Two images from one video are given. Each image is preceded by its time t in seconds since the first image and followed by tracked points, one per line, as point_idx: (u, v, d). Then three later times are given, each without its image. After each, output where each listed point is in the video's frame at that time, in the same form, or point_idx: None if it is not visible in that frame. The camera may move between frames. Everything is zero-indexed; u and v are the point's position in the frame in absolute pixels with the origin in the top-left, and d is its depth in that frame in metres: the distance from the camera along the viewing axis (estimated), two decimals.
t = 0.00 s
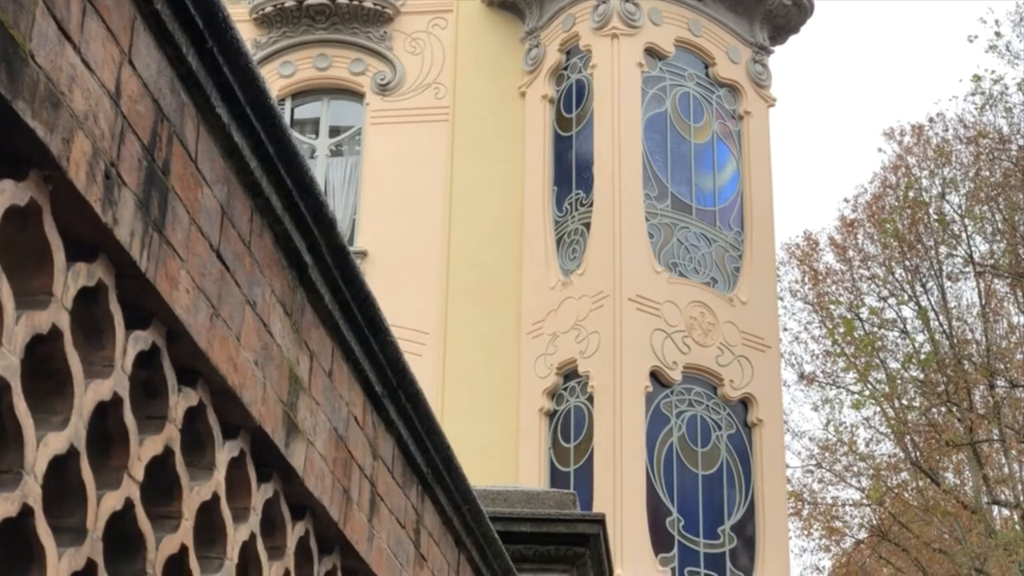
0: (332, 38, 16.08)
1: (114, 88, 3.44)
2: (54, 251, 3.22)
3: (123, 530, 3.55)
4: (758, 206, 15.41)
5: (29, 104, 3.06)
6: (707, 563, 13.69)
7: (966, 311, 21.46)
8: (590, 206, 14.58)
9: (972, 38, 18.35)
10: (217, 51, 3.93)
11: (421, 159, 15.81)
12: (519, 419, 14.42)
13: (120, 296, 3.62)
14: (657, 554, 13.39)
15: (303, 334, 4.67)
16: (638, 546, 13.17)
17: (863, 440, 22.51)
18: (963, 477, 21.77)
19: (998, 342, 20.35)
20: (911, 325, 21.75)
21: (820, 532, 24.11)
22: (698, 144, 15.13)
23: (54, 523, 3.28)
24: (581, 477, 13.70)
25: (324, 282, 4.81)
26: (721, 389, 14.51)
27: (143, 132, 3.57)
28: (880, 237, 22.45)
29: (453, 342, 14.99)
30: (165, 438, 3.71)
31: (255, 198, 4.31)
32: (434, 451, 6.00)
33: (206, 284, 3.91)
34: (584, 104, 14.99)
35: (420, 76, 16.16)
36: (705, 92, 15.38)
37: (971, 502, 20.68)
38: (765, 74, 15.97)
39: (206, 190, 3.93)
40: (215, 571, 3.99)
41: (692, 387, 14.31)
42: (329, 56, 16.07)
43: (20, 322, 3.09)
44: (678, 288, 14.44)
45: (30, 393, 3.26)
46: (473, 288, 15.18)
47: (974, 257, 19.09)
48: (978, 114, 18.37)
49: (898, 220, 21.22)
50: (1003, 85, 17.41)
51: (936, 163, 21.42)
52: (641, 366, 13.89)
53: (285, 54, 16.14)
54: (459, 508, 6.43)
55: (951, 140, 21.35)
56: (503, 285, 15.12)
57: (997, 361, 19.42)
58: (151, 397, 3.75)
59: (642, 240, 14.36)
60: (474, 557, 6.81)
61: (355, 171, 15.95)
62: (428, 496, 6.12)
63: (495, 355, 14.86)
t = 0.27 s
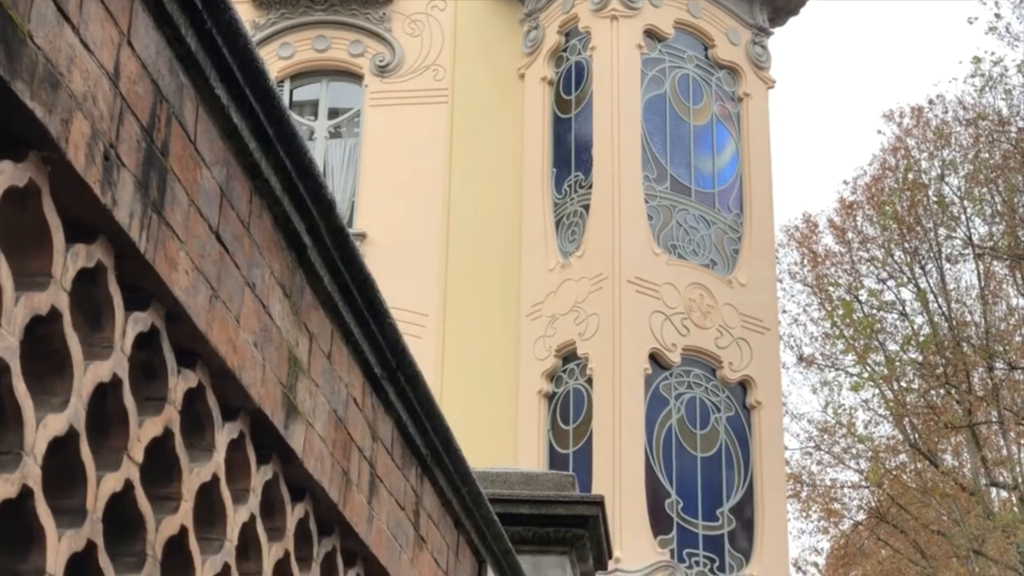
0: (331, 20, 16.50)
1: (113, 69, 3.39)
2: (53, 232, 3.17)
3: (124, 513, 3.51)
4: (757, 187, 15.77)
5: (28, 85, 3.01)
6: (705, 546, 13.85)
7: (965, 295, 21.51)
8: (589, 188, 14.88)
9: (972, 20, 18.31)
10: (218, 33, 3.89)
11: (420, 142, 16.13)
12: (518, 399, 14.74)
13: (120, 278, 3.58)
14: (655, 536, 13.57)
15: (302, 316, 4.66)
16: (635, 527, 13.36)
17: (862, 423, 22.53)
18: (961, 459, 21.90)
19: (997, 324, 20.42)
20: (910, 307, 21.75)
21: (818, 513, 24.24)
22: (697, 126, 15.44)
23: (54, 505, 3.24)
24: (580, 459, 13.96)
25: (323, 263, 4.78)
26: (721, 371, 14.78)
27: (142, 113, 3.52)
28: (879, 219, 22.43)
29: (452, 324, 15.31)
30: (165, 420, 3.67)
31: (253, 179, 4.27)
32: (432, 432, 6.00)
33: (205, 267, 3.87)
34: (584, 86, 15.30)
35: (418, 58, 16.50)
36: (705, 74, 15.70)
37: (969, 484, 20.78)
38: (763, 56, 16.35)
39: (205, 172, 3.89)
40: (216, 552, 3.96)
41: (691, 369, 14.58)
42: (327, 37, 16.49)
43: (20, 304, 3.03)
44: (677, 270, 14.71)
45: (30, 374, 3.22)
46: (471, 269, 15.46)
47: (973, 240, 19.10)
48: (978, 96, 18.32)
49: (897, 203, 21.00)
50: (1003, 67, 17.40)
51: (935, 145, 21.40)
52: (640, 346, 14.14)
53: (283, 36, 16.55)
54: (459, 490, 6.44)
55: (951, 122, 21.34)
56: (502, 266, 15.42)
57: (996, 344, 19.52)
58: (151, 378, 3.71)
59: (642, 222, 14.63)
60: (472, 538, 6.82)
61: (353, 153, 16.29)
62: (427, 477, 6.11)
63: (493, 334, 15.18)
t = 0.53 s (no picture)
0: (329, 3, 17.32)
1: (112, 52, 3.36)
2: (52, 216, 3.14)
3: (124, 495, 3.49)
4: (755, 168, 16.49)
5: (27, 68, 2.97)
6: (704, 529, 14.66)
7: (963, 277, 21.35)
8: (587, 171, 15.61)
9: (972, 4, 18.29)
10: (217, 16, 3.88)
11: (418, 125, 16.88)
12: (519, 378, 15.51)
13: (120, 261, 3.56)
14: (655, 520, 14.33)
15: (302, 299, 4.64)
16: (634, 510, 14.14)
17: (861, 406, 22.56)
18: (960, 442, 22.00)
19: (995, 307, 20.45)
20: (909, 291, 21.76)
21: (817, 496, 24.34)
22: (696, 109, 16.18)
23: (54, 488, 3.22)
24: (579, 440, 14.72)
25: (321, 246, 4.77)
26: (719, 354, 15.57)
27: (141, 95, 3.49)
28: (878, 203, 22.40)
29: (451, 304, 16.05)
30: (165, 403, 3.66)
31: (252, 162, 4.25)
32: (431, 415, 6.01)
33: (204, 249, 3.85)
34: (582, 69, 16.08)
35: (417, 41, 17.22)
36: (703, 57, 16.46)
37: (968, 466, 20.88)
38: (762, 39, 17.11)
39: (204, 154, 3.86)
40: (215, 535, 3.95)
41: (690, 351, 15.35)
42: (326, 20, 17.32)
43: (20, 287, 3.01)
44: (676, 253, 15.48)
45: (29, 357, 3.19)
46: (470, 250, 16.21)
47: (972, 223, 19.10)
48: (977, 79, 18.29)
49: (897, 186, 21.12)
50: (1002, 51, 17.38)
51: (935, 129, 21.37)
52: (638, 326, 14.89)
53: (283, 20, 17.40)
54: (459, 472, 6.46)
55: (950, 105, 21.33)
56: (501, 246, 16.19)
57: (995, 327, 19.46)
58: (151, 361, 3.69)
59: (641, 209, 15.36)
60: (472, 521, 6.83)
61: (352, 135, 17.10)
62: (426, 460, 6.11)
63: (492, 312, 15.94)
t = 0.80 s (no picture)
0: None
1: (108, 33, 3.34)
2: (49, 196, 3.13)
3: (121, 476, 3.47)
4: (752, 152, 16.65)
5: (23, 47, 2.96)
6: (699, 510, 14.83)
7: (959, 260, 21.42)
8: (584, 152, 15.68)
9: None
10: None
11: (414, 108, 17.10)
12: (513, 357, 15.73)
13: (117, 244, 3.54)
14: (650, 501, 14.52)
15: (299, 281, 4.64)
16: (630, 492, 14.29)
17: (856, 387, 22.61)
18: (955, 424, 22.10)
19: (991, 290, 20.50)
20: (905, 273, 21.80)
21: (812, 479, 24.37)
22: (693, 91, 16.30)
23: (52, 468, 3.20)
24: (575, 422, 14.88)
25: (318, 226, 4.76)
26: (715, 336, 15.74)
27: (139, 76, 3.48)
28: (874, 184, 22.40)
29: (447, 287, 16.29)
30: (162, 383, 3.65)
31: (250, 143, 4.24)
32: (429, 396, 6.01)
33: (201, 230, 3.84)
34: (578, 51, 16.16)
35: (414, 23, 17.49)
36: (700, 39, 16.57)
37: (962, 448, 21.01)
38: (759, 21, 17.24)
39: (202, 135, 3.85)
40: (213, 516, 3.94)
41: (685, 333, 15.49)
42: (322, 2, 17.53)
43: (17, 268, 3.00)
44: (672, 235, 15.59)
45: (26, 337, 3.17)
46: (466, 231, 16.46)
47: (968, 205, 19.13)
48: (973, 61, 18.31)
49: (893, 168, 21.11)
50: (999, 33, 17.40)
51: (931, 111, 21.38)
52: (635, 309, 14.98)
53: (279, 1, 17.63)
54: (455, 454, 6.47)
55: (947, 87, 21.34)
56: (497, 227, 16.37)
57: (991, 309, 19.63)
58: (149, 343, 3.68)
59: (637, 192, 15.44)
60: (469, 502, 6.84)
61: (348, 116, 17.35)
62: (423, 442, 6.12)
63: (487, 293, 16.14)
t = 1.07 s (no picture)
0: None
1: (101, 8, 3.30)
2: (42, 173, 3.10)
3: (115, 453, 3.45)
4: (747, 131, 16.74)
5: (15, 23, 2.92)
6: (693, 489, 15.08)
7: (953, 240, 21.42)
8: (578, 132, 15.83)
9: None
10: None
11: (408, 86, 17.16)
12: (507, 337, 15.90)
13: (110, 220, 3.52)
14: (644, 481, 14.75)
15: (293, 259, 4.62)
16: (624, 471, 14.51)
17: (850, 367, 22.64)
18: (948, 404, 22.13)
19: (985, 270, 20.47)
20: (899, 253, 21.80)
21: (806, 458, 24.43)
22: (688, 70, 16.37)
23: (45, 446, 3.18)
24: (568, 402, 15.09)
25: (312, 203, 4.73)
26: (709, 315, 15.94)
27: (132, 53, 3.45)
28: (868, 163, 22.39)
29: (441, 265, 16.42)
30: (156, 361, 3.63)
31: (244, 120, 4.21)
32: (423, 374, 6.01)
33: (195, 208, 3.81)
34: (573, 30, 16.23)
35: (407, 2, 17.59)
36: (695, 18, 16.62)
37: (955, 427, 21.07)
38: None
39: (195, 112, 3.82)
40: (207, 494, 3.92)
41: (680, 313, 15.68)
42: None
43: (10, 245, 2.99)
44: (667, 214, 15.74)
45: (19, 314, 3.15)
46: (459, 210, 16.57)
47: (962, 184, 19.12)
48: (968, 40, 18.28)
49: (887, 147, 21.13)
50: (994, 12, 17.37)
51: (926, 91, 21.35)
52: (628, 289, 15.12)
53: None
54: (449, 433, 6.47)
55: (941, 67, 21.31)
56: (491, 206, 16.50)
57: (984, 289, 19.58)
58: (142, 320, 3.66)
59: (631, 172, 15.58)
60: (463, 481, 6.84)
61: (342, 94, 17.40)
62: (417, 420, 6.12)
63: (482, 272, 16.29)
